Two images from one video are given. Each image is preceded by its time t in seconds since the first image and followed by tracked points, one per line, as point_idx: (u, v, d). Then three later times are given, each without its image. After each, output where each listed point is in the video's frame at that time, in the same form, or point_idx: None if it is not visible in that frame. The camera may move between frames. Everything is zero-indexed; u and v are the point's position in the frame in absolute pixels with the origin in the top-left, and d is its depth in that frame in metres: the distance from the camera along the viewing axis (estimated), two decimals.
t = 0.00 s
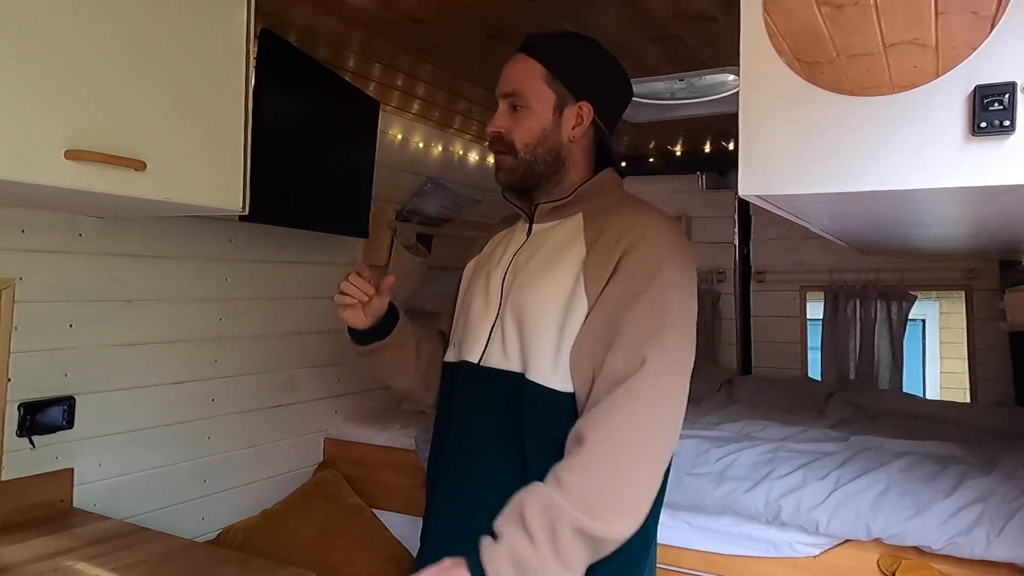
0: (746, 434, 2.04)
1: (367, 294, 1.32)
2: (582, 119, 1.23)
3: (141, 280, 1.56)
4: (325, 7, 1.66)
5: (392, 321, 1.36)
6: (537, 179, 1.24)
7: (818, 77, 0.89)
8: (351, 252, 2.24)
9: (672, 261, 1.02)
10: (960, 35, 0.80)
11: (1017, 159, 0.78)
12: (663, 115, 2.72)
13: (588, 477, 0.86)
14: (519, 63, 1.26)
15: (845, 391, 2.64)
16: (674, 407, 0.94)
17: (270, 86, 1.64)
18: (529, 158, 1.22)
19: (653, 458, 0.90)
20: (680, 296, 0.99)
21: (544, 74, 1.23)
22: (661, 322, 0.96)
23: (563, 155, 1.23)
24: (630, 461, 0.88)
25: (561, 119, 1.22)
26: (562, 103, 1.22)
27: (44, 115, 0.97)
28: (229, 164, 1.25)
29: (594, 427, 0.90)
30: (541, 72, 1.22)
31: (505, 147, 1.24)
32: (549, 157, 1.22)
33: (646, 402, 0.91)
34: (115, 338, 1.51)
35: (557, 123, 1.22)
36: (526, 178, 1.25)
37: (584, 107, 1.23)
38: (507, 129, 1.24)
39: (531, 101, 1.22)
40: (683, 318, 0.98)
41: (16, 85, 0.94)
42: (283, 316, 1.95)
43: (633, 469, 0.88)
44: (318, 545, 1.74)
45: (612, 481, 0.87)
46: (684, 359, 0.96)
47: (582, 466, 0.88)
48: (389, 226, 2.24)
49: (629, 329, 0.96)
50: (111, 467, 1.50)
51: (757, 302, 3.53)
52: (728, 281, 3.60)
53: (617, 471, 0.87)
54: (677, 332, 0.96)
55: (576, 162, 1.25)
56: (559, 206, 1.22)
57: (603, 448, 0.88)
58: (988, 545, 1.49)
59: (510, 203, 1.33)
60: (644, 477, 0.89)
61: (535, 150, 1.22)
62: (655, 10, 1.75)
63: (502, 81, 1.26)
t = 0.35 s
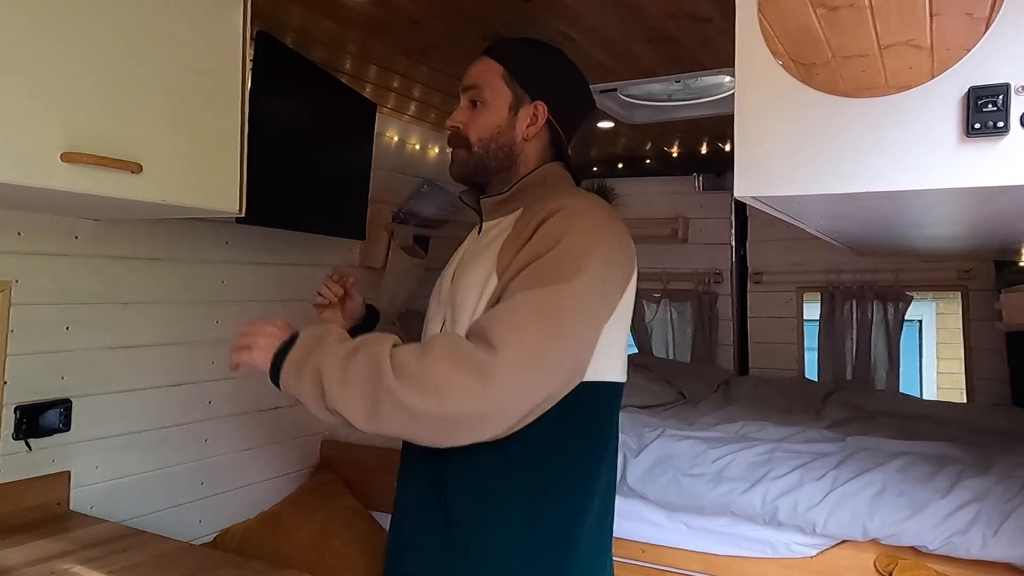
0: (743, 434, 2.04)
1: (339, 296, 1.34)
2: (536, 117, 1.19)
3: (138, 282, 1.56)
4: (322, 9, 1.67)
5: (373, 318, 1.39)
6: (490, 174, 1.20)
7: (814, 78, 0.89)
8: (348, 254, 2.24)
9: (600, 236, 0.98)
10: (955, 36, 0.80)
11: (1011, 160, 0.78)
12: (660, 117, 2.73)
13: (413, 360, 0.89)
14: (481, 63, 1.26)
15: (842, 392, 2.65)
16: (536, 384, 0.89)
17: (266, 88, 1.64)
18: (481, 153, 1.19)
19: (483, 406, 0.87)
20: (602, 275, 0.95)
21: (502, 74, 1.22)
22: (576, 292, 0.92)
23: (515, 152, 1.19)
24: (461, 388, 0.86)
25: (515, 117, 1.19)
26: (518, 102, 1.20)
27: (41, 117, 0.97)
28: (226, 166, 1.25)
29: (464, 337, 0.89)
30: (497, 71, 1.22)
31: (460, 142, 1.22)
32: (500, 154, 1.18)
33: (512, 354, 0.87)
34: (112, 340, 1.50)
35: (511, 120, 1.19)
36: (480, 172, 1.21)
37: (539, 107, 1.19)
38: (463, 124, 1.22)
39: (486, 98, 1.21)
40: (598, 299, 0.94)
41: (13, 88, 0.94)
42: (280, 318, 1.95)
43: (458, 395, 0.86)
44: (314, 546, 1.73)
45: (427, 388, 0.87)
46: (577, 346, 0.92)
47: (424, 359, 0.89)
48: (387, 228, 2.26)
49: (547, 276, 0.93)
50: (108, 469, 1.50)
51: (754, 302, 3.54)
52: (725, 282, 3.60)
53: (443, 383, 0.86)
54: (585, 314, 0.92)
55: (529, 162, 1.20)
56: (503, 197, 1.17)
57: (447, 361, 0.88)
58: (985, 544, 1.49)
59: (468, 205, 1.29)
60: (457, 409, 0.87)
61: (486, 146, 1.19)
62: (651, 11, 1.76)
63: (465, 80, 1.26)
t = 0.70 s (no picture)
0: (744, 436, 2.04)
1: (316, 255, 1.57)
2: (492, 116, 1.04)
3: (139, 283, 1.56)
4: (322, 10, 1.67)
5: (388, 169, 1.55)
6: (458, 183, 1.10)
7: (815, 79, 0.89)
8: (350, 255, 2.24)
9: (548, 224, 0.91)
10: (956, 37, 0.79)
11: (1013, 160, 0.78)
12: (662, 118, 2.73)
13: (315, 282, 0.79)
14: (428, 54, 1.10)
15: (844, 393, 2.65)
16: (434, 363, 0.81)
17: (268, 89, 1.64)
18: (443, 163, 1.09)
19: (366, 363, 0.79)
20: (547, 272, 0.88)
21: (447, 69, 1.06)
22: (517, 283, 0.85)
23: (478, 158, 1.06)
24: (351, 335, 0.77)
25: (469, 119, 1.05)
26: (470, 100, 1.05)
27: (43, 119, 0.97)
28: (228, 168, 1.26)
29: (377, 276, 0.80)
30: (442, 65, 1.06)
31: (423, 150, 1.11)
32: (462, 162, 1.07)
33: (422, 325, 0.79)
34: (113, 341, 1.51)
35: (466, 123, 1.05)
36: (450, 184, 1.11)
37: (495, 105, 1.03)
38: (420, 130, 1.10)
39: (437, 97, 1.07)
40: (537, 296, 0.86)
41: (15, 90, 0.94)
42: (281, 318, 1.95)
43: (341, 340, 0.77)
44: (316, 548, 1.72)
45: (315, 320, 0.77)
46: (498, 337, 0.84)
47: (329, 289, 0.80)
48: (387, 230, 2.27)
49: (490, 246, 0.85)
50: (110, 470, 1.50)
51: (755, 304, 3.54)
52: (726, 283, 3.60)
53: (337, 321, 0.77)
54: (518, 310, 0.85)
55: (496, 164, 1.07)
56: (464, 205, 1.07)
57: (349, 300, 0.78)
58: (986, 546, 1.49)
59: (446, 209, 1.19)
60: (331, 355, 0.78)
61: (446, 155, 1.07)
62: (653, 13, 1.76)
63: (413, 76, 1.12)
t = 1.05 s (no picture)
0: (745, 435, 2.04)
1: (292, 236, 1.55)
2: (486, 83, 0.92)
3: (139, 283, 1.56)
4: (322, 9, 1.66)
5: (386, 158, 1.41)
6: (458, 163, 0.98)
7: (817, 78, 0.89)
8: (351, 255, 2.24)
9: (547, 208, 0.81)
10: (958, 37, 0.79)
11: (1014, 160, 0.78)
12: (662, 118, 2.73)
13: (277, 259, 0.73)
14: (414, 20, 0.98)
15: (844, 392, 2.65)
16: (413, 355, 0.74)
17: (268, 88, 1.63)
18: (438, 141, 0.97)
19: (333, 350, 0.72)
20: (544, 264, 0.79)
21: (435, 34, 0.94)
22: (507, 274, 0.76)
23: (476, 131, 0.94)
24: (319, 318, 0.71)
25: (462, 88, 0.93)
26: (462, 66, 0.93)
27: (43, 120, 0.97)
28: (227, 167, 1.26)
29: (349, 256, 0.73)
30: (430, 31, 0.94)
31: (417, 129, 1.00)
32: (459, 138, 0.95)
33: (397, 313, 0.71)
34: (114, 341, 1.51)
35: (460, 92, 0.93)
36: (448, 163, 0.99)
37: (489, 68, 0.91)
38: (412, 106, 0.98)
39: (425, 67, 0.95)
40: (533, 288, 0.77)
41: (15, 90, 0.94)
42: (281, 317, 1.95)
43: (308, 324, 0.71)
44: (316, 548, 1.72)
45: (279, 300, 0.72)
46: (485, 331, 0.75)
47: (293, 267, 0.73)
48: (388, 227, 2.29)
49: (487, 233, 0.76)
50: (110, 469, 1.50)
51: (755, 304, 3.54)
52: (727, 283, 3.60)
53: (312, 302, 0.71)
54: (508, 306, 0.76)
55: (498, 136, 0.95)
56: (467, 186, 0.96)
57: (316, 281, 0.71)
58: (987, 546, 1.49)
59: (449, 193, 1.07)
60: (295, 339, 0.71)
61: (441, 131, 0.95)
62: (654, 12, 1.75)
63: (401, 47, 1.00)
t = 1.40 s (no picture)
0: (743, 435, 2.04)
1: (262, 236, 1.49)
2: (518, 69, 0.93)
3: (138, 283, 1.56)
4: (321, 9, 1.66)
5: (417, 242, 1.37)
6: (470, 149, 0.97)
7: (815, 78, 0.89)
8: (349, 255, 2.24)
9: (552, 187, 0.80)
10: (955, 37, 0.80)
11: (1011, 160, 0.78)
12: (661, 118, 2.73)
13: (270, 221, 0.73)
14: None
15: (842, 392, 2.65)
16: (410, 328, 0.72)
17: (267, 88, 1.63)
18: (454, 124, 0.95)
19: (330, 318, 0.71)
20: (549, 241, 0.78)
21: (465, 14, 0.94)
22: (514, 247, 0.75)
23: (498, 116, 0.94)
24: (315, 282, 0.70)
25: (490, 71, 0.93)
26: (492, 48, 0.93)
27: (42, 120, 0.97)
28: (226, 165, 1.26)
29: (351, 222, 0.72)
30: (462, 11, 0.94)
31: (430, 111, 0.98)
32: (479, 122, 0.95)
33: (402, 282, 0.71)
34: (114, 342, 1.51)
35: (487, 75, 0.93)
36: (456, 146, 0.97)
37: (521, 52, 0.92)
38: (425, 87, 0.96)
39: (451, 47, 0.94)
40: (537, 265, 0.77)
41: (14, 90, 0.94)
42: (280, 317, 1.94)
43: (303, 290, 0.70)
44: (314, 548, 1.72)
45: (274, 264, 0.71)
46: (488, 307, 0.74)
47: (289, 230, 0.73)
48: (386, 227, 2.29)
49: (492, 208, 0.76)
50: (110, 470, 1.50)
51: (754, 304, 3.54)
52: (725, 283, 3.61)
53: (307, 267, 0.70)
54: (513, 280, 0.75)
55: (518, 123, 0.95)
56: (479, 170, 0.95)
57: (315, 245, 0.71)
58: (985, 545, 1.49)
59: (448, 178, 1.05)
60: (288, 304, 0.71)
61: (460, 114, 0.94)
62: (652, 12, 1.76)
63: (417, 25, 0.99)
